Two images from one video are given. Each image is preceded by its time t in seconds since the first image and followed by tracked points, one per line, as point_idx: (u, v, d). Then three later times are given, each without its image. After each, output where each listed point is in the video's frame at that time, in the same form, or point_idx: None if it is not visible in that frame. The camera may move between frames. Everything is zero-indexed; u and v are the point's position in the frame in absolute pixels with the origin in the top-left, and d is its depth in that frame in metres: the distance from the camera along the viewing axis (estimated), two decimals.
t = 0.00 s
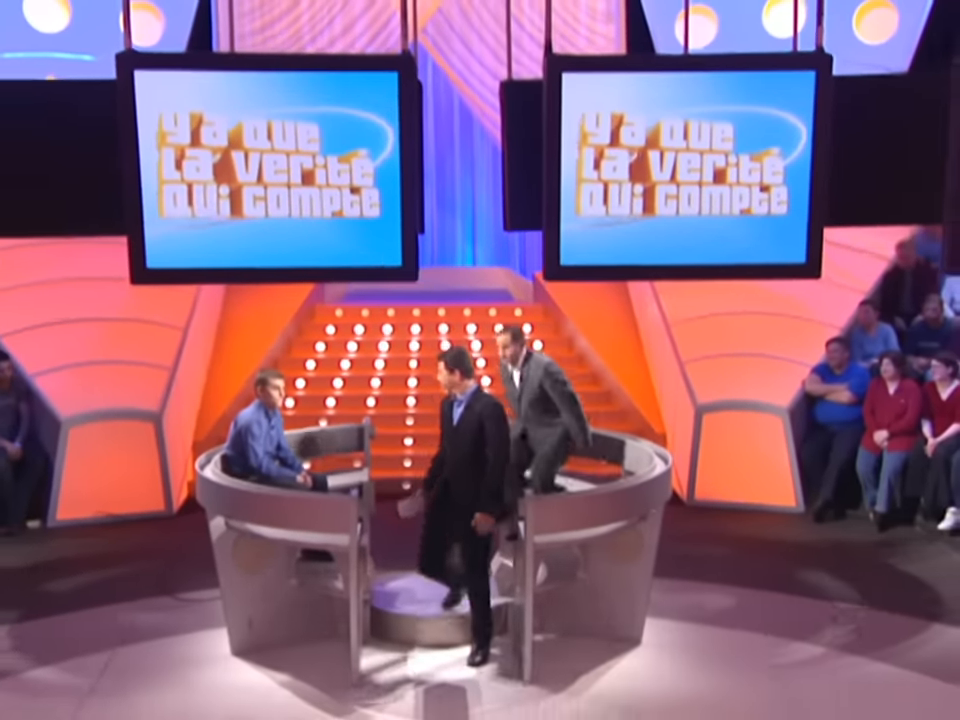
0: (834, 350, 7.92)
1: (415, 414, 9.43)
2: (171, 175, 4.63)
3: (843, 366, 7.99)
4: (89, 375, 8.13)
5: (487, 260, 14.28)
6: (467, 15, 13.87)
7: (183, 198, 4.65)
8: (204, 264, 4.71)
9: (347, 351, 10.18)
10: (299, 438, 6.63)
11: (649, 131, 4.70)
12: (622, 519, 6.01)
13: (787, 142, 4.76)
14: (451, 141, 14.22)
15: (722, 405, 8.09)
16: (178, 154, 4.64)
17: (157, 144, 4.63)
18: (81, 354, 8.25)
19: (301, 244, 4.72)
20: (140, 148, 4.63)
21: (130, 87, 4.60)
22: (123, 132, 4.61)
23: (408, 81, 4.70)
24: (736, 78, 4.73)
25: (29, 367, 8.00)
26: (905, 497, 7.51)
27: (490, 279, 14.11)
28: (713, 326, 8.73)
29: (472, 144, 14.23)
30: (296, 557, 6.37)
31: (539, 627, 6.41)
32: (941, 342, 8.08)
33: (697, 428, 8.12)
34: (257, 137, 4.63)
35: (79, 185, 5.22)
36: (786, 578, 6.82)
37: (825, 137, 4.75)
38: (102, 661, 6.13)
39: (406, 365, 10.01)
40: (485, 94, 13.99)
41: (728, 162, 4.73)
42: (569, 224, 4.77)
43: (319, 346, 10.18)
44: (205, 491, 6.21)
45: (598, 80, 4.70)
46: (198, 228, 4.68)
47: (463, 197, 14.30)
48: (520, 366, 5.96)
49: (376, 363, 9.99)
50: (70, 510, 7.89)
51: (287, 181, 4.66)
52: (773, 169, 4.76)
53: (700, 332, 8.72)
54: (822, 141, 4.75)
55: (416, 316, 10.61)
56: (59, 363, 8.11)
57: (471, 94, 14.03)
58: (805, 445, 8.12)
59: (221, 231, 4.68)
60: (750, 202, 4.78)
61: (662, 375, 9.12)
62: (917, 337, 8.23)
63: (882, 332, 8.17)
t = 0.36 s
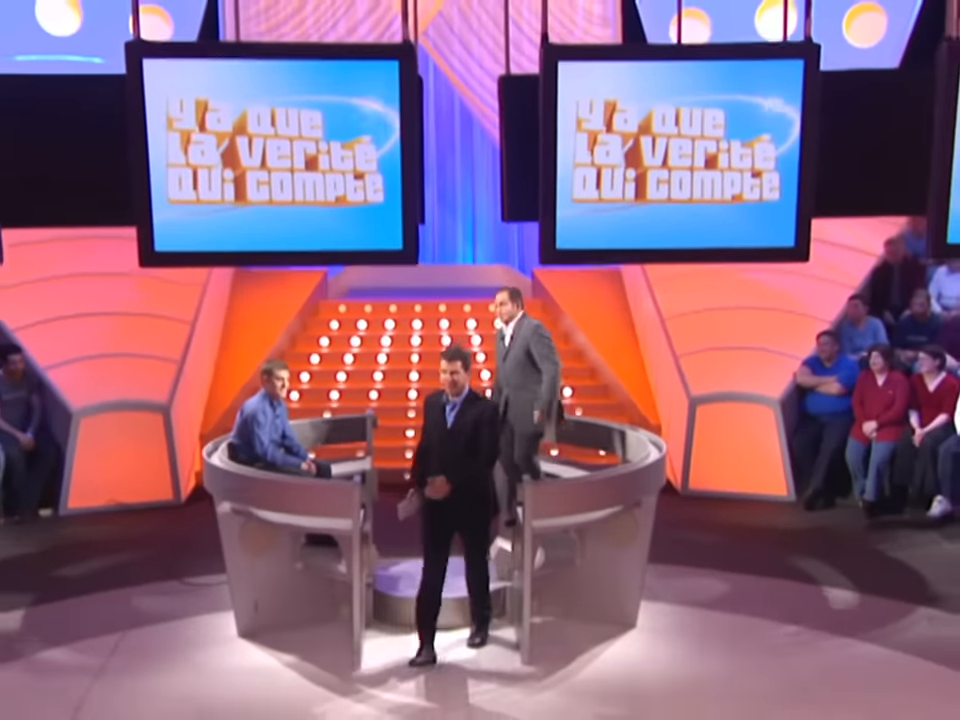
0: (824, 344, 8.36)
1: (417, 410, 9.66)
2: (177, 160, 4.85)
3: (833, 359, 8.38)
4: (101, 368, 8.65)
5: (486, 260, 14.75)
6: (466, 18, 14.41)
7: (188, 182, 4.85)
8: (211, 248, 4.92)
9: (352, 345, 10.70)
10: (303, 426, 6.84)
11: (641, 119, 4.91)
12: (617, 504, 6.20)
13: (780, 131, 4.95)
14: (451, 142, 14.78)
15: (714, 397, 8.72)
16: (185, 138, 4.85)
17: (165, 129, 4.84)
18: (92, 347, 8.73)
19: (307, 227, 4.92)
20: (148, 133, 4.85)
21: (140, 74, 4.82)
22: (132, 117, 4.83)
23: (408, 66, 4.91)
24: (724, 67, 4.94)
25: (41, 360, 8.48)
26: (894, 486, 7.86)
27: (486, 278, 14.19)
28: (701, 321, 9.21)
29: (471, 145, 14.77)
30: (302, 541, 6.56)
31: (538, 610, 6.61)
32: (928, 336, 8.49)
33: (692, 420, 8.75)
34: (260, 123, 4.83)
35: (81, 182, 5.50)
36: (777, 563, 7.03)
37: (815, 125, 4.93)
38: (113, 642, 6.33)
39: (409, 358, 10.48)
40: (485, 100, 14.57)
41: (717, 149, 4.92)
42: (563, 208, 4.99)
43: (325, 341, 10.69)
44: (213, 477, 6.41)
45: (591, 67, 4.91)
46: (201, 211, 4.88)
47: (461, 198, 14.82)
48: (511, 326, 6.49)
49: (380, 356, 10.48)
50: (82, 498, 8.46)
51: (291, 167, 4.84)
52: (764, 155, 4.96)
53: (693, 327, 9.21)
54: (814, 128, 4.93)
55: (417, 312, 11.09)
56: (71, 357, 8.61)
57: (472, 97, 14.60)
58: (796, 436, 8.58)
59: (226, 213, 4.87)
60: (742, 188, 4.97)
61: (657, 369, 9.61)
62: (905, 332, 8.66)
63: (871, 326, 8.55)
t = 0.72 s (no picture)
0: (811, 343, 8.67)
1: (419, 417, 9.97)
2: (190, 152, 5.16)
3: (820, 358, 8.70)
4: (118, 367, 9.04)
5: (487, 265, 15.23)
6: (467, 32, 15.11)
7: (199, 172, 5.15)
8: (225, 236, 5.21)
9: (359, 345, 11.18)
10: (311, 420, 7.12)
11: (633, 113, 5.20)
12: (613, 493, 6.45)
13: (770, 126, 5.26)
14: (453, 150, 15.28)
15: (707, 394, 8.93)
16: (197, 130, 5.14)
17: (178, 122, 5.14)
18: (108, 348, 9.19)
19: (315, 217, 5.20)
20: (162, 126, 5.14)
21: (154, 69, 5.11)
22: (147, 110, 5.12)
23: (412, 63, 5.20)
24: (713, 64, 5.23)
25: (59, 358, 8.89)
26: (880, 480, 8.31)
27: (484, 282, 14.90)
28: (693, 321, 9.74)
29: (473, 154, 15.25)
30: (311, 530, 6.82)
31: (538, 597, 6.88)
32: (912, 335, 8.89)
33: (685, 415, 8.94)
34: (269, 116, 5.13)
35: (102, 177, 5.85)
36: (768, 553, 7.29)
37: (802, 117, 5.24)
38: (127, 626, 6.59)
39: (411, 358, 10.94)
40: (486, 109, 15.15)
41: (707, 141, 5.21)
42: (559, 199, 5.28)
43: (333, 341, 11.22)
44: (224, 467, 6.67)
45: (585, 64, 5.22)
46: (213, 200, 5.17)
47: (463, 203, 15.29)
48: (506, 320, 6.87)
49: (384, 357, 10.94)
50: (98, 493, 8.73)
51: (299, 158, 5.14)
52: (755, 148, 5.26)
53: (686, 327, 9.72)
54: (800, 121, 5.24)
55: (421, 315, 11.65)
56: (87, 357, 9.02)
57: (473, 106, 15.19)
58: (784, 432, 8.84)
59: (237, 202, 5.16)
60: (733, 179, 5.25)
61: (651, 366, 10.05)
62: (890, 332, 9.07)
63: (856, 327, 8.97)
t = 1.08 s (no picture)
0: (800, 346, 9.21)
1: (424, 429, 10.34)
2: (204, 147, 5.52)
3: (808, 361, 9.25)
4: (135, 370, 9.60)
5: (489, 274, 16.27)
6: (469, 52, 15.90)
7: (212, 166, 5.51)
8: (241, 226, 5.55)
9: (365, 350, 11.81)
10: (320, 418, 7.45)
11: (626, 110, 5.54)
12: (610, 485, 6.73)
13: (759, 122, 5.58)
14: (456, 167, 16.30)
15: (698, 396, 9.53)
16: (210, 125, 5.50)
17: (194, 119, 5.49)
18: (126, 350, 9.72)
19: (324, 209, 5.55)
20: (179, 121, 5.50)
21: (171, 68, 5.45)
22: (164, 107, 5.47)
23: (416, 62, 5.55)
24: (703, 63, 5.55)
25: (80, 361, 9.39)
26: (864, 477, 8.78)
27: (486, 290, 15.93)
28: (685, 327, 10.33)
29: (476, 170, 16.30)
30: (320, 523, 7.14)
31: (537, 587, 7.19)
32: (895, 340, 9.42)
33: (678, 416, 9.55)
34: (279, 112, 5.48)
35: (124, 182, 6.07)
36: (757, 546, 7.60)
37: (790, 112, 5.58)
38: (144, 613, 6.89)
39: (415, 362, 11.55)
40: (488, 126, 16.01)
41: (698, 135, 5.53)
42: (556, 192, 5.62)
43: (341, 346, 11.84)
44: (236, 462, 6.98)
45: (580, 64, 5.56)
46: (227, 193, 5.52)
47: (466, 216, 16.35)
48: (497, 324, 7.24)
49: (390, 360, 11.53)
50: (117, 489, 9.29)
51: (308, 152, 5.50)
52: (745, 143, 5.58)
53: (679, 331, 10.31)
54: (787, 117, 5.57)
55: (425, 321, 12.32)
56: (107, 360, 9.55)
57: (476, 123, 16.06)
58: (774, 432, 9.44)
59: (252, 193, 5.51)
60: (724, 172, 5.59)
61: (644, 369, 10.67)
62: (875, 337, 9.56)
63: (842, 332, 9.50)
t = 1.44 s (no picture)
0: (787, 350, 9.72)
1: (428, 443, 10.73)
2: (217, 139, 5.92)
3: (794, 363, 9.75)
4: (152, 372, 10.11)
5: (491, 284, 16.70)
6: (472, 73, 16.46)
7: (227, 160, 5.91)
8: (260, 216, 5.95)
9: (372, 356, 12.32)
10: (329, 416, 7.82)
11: (619, 108, 5.95)
12: (608, 476, 7.07)
13: (748, 118, 5.98)
14: (459, 179, 16.75)
15: (691, 396, 10.06)
16: (224, 122, 5.90)
17: (210, 117, 5.90)
18: (144, 352, 10.28)
19: (335, 201, 5.93)
20: (196, 118, 5.90)
21: (189, 66, 5.86)
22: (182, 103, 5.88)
23: (421, 59, 5.97)
24: (691, 63, 5.96)
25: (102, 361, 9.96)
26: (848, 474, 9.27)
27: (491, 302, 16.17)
28: (679, 333, 10.87)
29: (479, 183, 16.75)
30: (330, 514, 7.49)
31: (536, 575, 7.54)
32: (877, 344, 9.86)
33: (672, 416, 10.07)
34: (290, 109, 5.88)
35: (148, 172, 6.40)
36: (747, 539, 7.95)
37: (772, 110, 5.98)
38: (163, 599, 7.24)
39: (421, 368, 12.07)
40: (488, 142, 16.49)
41: (690, 128, 5.95)
42: (556, 186, 6.02)
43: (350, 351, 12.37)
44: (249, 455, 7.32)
45: (575, 65, 5.97)
46: (241, 186, 5.92)
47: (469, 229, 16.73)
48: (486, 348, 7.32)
49: (397, 367, 12.04)
50: (135, 485, 9.77)
51: (318, 147, 5.90)
52: (734, 137, 5.99)
53: (672, 337, 10.84)
54: (771, 115, 5.98)
55: (429, 327, 12.84)
56: (126, 361, 10.09)
57: (477, 140, 16.52)
58: (763, 430, 9.92)
59: (266, 185, 5.90)
60: (713, 166, 5.99)
61: (639, 370, 11.18)
62: (857, 342, 10.02)
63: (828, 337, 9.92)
